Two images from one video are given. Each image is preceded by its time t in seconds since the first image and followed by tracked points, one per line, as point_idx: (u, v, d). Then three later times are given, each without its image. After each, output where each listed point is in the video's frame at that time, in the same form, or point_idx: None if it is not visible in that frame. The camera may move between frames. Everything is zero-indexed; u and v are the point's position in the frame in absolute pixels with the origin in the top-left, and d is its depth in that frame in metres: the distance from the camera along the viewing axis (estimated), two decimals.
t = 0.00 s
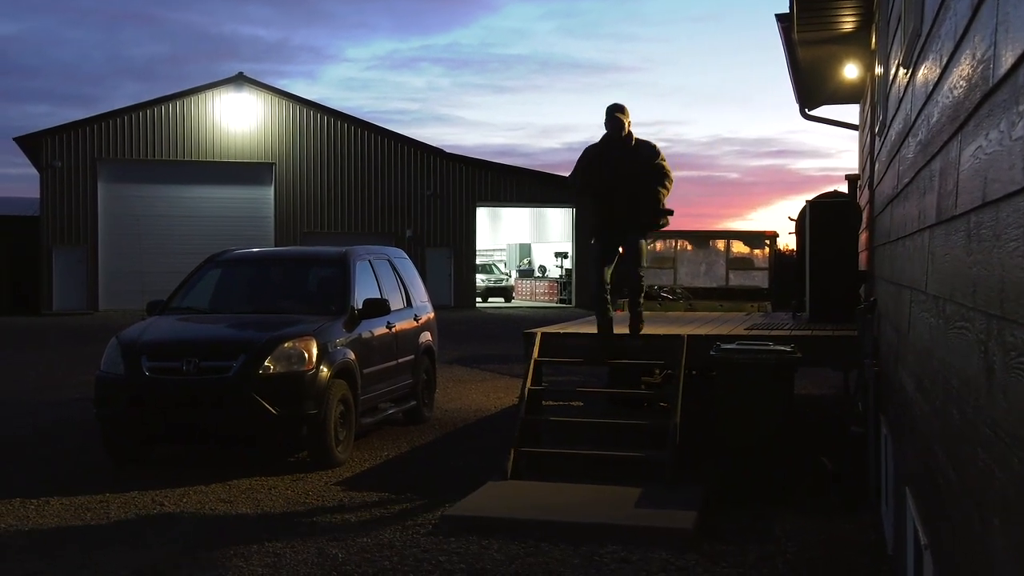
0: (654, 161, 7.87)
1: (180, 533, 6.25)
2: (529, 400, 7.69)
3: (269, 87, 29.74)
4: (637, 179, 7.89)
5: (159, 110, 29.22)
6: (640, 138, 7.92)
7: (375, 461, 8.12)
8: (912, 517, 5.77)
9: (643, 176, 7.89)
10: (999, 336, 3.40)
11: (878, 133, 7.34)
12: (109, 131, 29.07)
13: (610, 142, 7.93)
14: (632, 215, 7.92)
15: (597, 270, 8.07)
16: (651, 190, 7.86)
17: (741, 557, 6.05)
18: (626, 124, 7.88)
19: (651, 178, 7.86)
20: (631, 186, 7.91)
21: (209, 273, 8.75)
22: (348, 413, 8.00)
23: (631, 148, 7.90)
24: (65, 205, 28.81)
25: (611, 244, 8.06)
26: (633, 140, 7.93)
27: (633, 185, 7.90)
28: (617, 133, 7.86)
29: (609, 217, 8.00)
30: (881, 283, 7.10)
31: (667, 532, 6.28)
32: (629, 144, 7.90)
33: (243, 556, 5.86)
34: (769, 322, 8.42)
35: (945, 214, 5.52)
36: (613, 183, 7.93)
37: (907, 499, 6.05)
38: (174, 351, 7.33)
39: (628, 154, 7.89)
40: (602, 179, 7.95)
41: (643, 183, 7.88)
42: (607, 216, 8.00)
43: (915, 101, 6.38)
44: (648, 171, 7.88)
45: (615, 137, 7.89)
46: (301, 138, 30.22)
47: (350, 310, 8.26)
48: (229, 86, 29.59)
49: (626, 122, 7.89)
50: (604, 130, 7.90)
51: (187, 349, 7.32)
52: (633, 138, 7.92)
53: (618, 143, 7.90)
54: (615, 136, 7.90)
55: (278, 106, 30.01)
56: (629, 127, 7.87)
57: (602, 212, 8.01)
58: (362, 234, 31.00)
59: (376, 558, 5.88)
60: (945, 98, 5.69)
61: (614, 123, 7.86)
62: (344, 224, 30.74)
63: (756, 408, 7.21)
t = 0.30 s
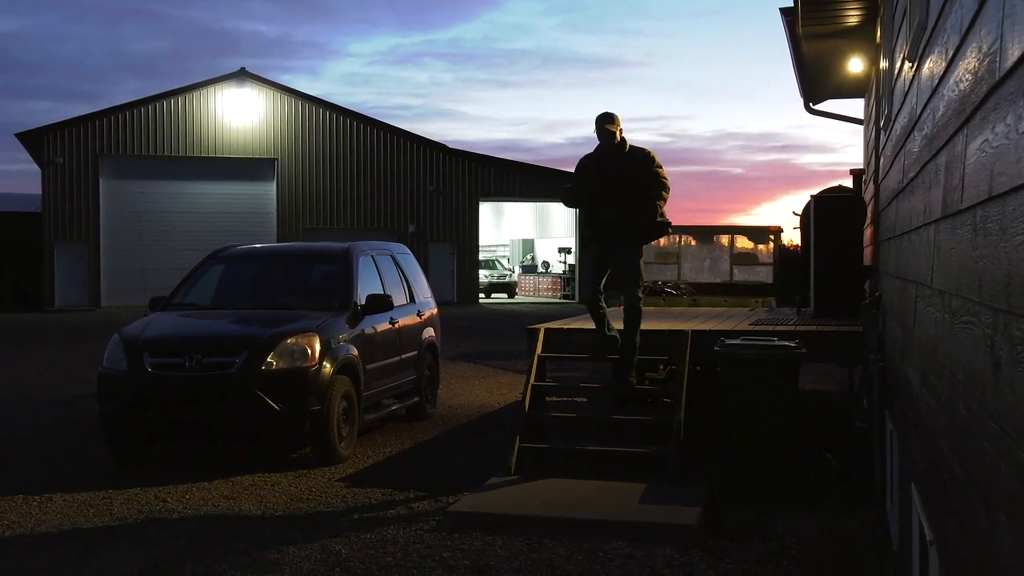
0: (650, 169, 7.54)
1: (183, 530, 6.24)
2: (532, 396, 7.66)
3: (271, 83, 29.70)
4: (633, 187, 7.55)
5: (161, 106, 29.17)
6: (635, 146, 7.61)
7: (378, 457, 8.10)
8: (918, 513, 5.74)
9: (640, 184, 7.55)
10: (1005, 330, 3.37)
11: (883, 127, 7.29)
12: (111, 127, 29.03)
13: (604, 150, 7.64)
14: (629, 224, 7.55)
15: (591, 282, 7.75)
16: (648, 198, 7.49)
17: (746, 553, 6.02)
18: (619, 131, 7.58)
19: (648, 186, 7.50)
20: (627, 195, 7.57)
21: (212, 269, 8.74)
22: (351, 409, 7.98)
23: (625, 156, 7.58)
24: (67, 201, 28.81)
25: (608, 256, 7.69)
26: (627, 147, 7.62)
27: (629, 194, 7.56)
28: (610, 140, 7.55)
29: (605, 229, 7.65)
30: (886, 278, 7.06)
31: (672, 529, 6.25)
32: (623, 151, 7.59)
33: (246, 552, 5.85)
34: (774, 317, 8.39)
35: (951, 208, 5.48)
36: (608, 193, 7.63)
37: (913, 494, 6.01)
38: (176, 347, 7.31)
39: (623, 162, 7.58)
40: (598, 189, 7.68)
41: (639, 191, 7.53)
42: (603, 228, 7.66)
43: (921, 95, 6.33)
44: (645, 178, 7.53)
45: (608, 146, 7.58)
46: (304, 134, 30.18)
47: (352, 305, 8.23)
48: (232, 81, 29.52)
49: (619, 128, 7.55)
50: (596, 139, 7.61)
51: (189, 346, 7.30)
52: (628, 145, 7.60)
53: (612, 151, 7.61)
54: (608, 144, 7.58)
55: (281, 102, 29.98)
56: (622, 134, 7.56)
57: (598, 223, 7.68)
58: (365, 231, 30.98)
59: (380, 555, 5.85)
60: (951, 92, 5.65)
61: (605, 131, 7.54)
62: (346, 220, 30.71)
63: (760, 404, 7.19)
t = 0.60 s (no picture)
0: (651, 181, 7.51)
1: (186, 528, 6.22)
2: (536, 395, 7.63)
3: (274, 81, 29.68)
4: (635, 199, 7.52)
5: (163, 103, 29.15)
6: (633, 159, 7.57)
7: (382, 455, 8.08)
8: (923, 513, 5.71)
9: (642, 197, 7.52)
10: (1012, 329, 3.34)
11: (889, 126, 7.26)
12: (113, 124, 29.02)
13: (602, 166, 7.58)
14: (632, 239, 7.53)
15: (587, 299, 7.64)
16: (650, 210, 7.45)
17: (750, 553, 6.00)
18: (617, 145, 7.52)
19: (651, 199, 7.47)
20: (629, 209, 7.55)
21: (215, 266, 8.71)
22: (354, 408, 7.96)
23: (626, 170, 7.54)
24: (70, 198, 28.82)
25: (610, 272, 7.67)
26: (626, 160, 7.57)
27: (632, 207, 7.53)
28: (607, 156, 7.47)
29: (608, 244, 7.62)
30: (892, 278, 7.03)
31: (676, 529, 6.22)
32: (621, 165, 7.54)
33: (250, 551, 5.82)
34: (779, 316, 8.34)
35: (957, 206, 5.45)
36: (609, 207, 7.60)
37: (918, 495, 5.98)
38: (179, 345, 7.29)
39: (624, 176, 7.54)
40: (599, 205, 7.64)
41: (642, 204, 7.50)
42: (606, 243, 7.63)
43: (927, 93, 6.30)
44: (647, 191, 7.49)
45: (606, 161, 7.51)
46: (307, 131, 30.13)
47: (355, 303, 8.20)
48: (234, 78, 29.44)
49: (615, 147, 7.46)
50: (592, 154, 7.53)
51: (192, 343, 7.28)
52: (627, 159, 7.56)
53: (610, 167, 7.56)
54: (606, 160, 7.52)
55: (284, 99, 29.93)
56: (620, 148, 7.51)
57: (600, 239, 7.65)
58: (367, 228, 30.94)
59: (383, 554, 5.82)
60: (958, 90, 5.61)
61: (601, 147, 7.46)
62: (349, 218, 30.68)
63: (765, 403, 7.16)
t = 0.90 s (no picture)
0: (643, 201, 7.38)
1: (187, 527, 6.20)
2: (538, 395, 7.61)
3: (276, 79, 29.65)
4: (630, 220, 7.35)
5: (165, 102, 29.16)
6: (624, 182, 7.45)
7: (384, 455, 8.07)
8: (927, 514, 5.69)
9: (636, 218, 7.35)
10: (1018, 329, 3.31)
11: (894, 125, 7.23)
12: (115, 122, 29.00)
13: (594, 186, 7.44)
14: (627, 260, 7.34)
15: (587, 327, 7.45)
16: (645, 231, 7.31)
17: (754, 553, 5.98)
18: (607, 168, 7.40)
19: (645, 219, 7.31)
20: (624, 231, 7.38)
21: (217, 265, 8.69)
22: (356, 407, 7.94)
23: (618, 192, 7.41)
24: (71, 197, 28.82)
25: (604, 295, 7.45)
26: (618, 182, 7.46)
27: (626, 229, 7.35)
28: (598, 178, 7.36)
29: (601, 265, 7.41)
30: (896, 277, 7.01)
31: (679, 529, 6.20)
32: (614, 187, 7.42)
33: (252, 550, 5.81)
34: (782, 316, 8.31)
35: (963, 206, 5.42)
36: (604, 227, 7.41)
37: (922, 495, 5.96)
38: (182, 344, 7.26)
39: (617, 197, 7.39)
40: (592, 226, 7.46)
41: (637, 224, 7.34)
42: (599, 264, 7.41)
43: (932, 93, 6.28)
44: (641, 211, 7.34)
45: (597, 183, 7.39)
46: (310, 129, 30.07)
47: (358, 302, 8.19)
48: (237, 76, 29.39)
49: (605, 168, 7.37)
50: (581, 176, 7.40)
51: (194, 342, 7.25)
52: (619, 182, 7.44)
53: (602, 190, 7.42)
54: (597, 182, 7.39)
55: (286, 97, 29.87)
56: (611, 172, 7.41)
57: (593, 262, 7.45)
58: (369, 228, 30.90)
59: (386, 554, 5.80)
60: (963, 89, 5.59)
61: (592, 168, 7.35)
62: (351, 217, 30.66)
63: (767, 403, 7.14)
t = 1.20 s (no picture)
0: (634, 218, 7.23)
1: (188, 524, 6.17)
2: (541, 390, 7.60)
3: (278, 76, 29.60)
4: (621, 238, 7.18)
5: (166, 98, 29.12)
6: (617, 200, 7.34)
7: (386, 452, 8.03)
8: (932, 512, 5.66)
9: (627, 235, 7.18)
10: None
11: (900, 121, 7.19)
12: (115, 118, 28.94)
13: (587, 206, 7.32)
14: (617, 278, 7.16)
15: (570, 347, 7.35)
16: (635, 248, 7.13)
17: (758, 551, 5.95)
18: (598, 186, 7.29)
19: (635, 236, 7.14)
20: (616, 249, 7.21)
21: (219, 260, 8.67)
22: (358, 404, 7.91)
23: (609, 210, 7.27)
24: (72, 192, 28.76)
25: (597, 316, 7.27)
26: (609, 201, 7.34)
27: (618, 246, 7.19)
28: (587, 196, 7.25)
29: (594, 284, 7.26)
30: (901, 274, 6.97)
31: (682, 526, 6.17)
32: (605, 205, 7.31)
33: (254, 547, 5.78)
34: (787, 313, 8.28)
35: (970, 202, 5.38)
36: (596, 245, 7.26)
37: (927, 493, 5.93)
38: (183, 340, 7.23)
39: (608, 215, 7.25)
40: (585, 245, 7.33)
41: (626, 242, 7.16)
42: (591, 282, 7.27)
43: (938, 88, 6.23)
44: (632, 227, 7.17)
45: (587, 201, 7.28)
46: (312, 125, 30.00)
47: (360, 299, 8.16)
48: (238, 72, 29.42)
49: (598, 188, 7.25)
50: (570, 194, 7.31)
51: (196, 339, 7.22)
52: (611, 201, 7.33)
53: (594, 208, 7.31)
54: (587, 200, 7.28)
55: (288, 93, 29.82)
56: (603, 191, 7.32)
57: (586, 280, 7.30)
58: (372, 224, 30.83)
59: (388, 551, 5.77)
60: (970, 85, 5.55)
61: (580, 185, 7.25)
62: (354, 214, 30.59)
63: (771, 401, 7.10)
